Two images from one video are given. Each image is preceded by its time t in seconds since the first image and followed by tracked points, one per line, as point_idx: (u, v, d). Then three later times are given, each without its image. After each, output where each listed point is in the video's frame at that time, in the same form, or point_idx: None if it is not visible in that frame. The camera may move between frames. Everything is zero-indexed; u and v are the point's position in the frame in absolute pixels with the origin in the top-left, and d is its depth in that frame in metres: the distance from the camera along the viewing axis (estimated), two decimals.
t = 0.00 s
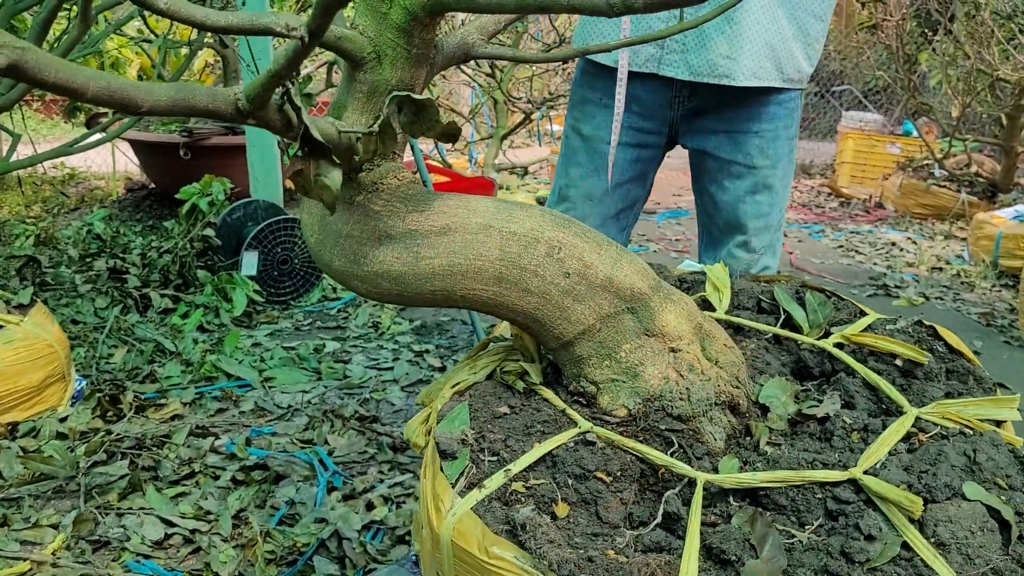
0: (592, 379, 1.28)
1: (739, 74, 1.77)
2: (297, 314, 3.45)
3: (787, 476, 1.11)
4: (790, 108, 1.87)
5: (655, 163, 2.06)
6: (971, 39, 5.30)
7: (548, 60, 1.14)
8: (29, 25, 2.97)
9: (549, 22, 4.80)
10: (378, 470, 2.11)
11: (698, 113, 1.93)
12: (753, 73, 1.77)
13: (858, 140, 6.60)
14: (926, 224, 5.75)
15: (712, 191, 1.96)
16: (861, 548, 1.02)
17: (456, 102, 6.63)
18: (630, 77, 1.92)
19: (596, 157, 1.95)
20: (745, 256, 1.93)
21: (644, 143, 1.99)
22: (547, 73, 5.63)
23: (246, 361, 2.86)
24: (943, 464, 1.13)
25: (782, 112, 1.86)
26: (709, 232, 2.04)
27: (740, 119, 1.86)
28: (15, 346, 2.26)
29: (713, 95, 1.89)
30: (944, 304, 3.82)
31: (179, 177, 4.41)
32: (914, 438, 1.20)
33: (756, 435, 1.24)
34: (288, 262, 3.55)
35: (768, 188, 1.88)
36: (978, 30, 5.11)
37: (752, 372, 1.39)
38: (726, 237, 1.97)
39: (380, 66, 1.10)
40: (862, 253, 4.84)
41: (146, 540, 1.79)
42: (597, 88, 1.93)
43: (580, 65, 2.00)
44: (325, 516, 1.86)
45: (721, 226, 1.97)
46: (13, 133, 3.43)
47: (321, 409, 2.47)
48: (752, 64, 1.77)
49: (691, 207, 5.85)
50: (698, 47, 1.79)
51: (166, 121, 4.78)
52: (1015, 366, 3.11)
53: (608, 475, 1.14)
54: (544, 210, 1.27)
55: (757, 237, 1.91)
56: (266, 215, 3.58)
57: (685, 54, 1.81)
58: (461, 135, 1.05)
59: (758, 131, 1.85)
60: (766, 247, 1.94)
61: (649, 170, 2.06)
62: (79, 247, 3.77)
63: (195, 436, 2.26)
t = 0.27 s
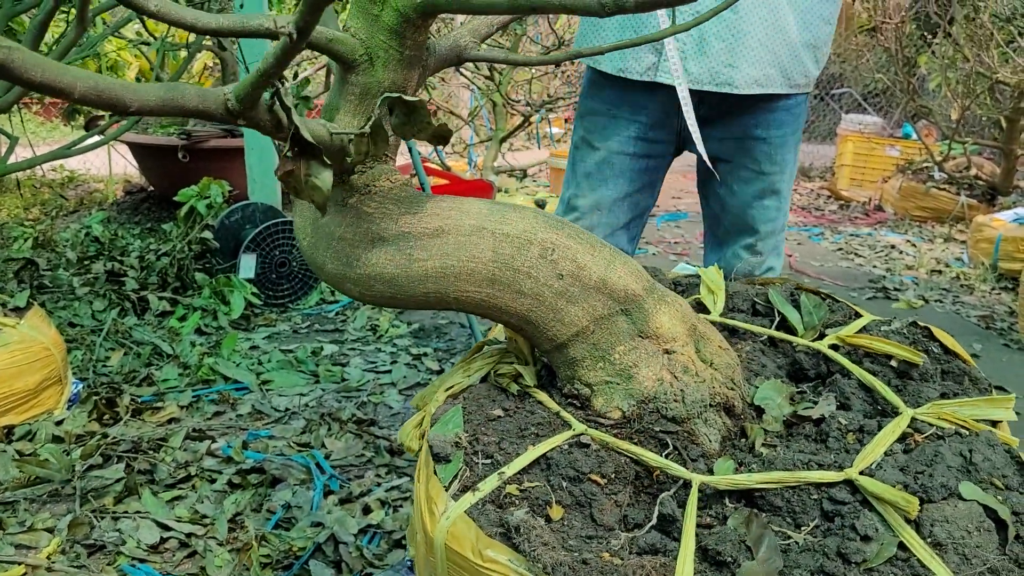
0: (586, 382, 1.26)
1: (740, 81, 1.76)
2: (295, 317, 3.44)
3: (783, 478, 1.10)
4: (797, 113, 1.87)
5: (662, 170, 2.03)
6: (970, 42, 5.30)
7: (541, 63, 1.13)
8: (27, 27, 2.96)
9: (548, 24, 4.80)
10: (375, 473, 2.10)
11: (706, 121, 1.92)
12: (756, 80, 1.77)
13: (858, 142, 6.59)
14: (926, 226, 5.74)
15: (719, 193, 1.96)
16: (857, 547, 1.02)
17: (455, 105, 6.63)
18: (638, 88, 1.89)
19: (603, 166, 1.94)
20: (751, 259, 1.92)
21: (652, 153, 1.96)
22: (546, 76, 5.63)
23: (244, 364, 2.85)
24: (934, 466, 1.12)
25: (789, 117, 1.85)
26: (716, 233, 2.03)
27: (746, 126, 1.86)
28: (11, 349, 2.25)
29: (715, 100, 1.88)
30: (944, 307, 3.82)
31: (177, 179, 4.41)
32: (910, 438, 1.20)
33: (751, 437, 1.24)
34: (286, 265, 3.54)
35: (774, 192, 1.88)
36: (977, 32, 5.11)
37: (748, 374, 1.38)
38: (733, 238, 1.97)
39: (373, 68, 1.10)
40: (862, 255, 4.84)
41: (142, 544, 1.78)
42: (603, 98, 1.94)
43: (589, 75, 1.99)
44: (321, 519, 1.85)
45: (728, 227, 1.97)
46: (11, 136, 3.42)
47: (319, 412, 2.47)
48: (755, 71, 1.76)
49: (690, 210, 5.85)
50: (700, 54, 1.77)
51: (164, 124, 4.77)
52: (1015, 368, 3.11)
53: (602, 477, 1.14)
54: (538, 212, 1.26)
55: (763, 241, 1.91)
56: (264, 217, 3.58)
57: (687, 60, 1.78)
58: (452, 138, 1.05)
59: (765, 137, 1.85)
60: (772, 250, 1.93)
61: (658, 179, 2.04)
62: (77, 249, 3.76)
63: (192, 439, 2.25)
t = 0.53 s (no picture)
0: (587, 383, 1.26)
1: (742, 81, 1.76)
2: (294, 318, 3.44)
3: (788, 474, 1.10)
4: (799, 115, 1.86)
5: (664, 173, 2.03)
6: (970, 44, 5.30)
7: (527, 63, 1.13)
8: (27, 29, 2.96)
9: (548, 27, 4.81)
10: (375, 475, 2.10)
11: (706, 121, 1.92)
12: (757, 82, 1.76)
13: (858, 145, 6.59)
14: (926, 228, 5.74)
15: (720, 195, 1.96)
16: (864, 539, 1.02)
17: (455, 108, 6.63)
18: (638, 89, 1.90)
19: (603, 166, 1.93)
20: (750, 261, 1.93)
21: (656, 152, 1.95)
22: (546, 78, 5.63)
23: (243, 365, 2.85)
24: (933, 456, 1.12)
25: (792, 119, 1.84)
26: (716, 233, 2.03)
27: (748, 127, 1.85)
28: (10, 350, 2.24)
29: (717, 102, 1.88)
30: (944, 309, 3.81)
31: (177, 182, 4.40)
32: (909, 431, 1.20)
33: (753, 434, 1.24)
34: (286, 266, 3.55)
35: (775, 195, 1.88)
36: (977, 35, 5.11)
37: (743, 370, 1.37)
38: (734, 240, 1.97)
39: (363, 70, 1.09)
40: (862, 257, 4.84)
41: (140, 546, 1.78)
42: (603, 99, 1.93)
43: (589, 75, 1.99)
44: (321, 520, 1.84)
45: (729, 229, 1.97)
46: (11, 138, 3.42)
47: (318, 413, 2.46)
48: (757, 72, 1.76)
49: (690, 213, 5.85)
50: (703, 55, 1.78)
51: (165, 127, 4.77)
52: (1016, 370, 3.10)
53: (608, 478, 1.13)
54: (534, 213, 1.26)
55: (764, 243, 1.91)
56: (264, 219, 3.59)
57: (691, 62, 1.79)
58: (446, 141, 1.05)
59: (767, 140, 1.84)
60: (772, 251, 1.93)
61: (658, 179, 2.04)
62: (76, 251, 3.76)
63: (191, 440, 2.24)
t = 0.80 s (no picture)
0: (602, 384, 1.26)
1: (744, 81, 1.75)
2: (294, 320, 3.44)
3: (808, 467, 1.11)
4: (800, 117, 1.86)
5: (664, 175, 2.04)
6: (970, 47, 5.31)
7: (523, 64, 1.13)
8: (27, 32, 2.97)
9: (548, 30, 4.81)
10: (375, 477, 2.10)
11: (707, 124, 1.91)
12: (758, 80, 1.76)
13: (858, 147, 6.60)
14: (926, 231, 5.75)
15: (721, 197, 1.96)
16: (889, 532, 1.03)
17: (455, 111, 6.64)
18: (639, 89, 1.89)
19: (604, 169, 1.94)
20: (752, 264, 1.94)
21: (654, 155, 1.96)
22: (546, 81, 5.63)
23: (243, 367, 2.85)
24: (939, 447, 1.15)
25: (792, 121, 1.84)
26: (716, 235, 2.04)
27: (749, 129, 1.84)
28: (10, 353, 2.24)
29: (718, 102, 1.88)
30: (944, 311, 3.82)
31: (177, 184, 4.41)
32: (910, 421, 1.23)
33: (763, 430, 1.26)
34: (286, 269, 3.54)
35: (777, 198, 1.88)
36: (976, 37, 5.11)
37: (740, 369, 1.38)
38: (734, 243, 1.98)
39: (368, 71, 1.09)
40: (862, 260, 4.84)
41: (140, 548, 1.78)
42: (604, 101, 1.93)
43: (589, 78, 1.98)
44: (321, 522, 1.84)
45: (730, 232, 1.98)
46: (11, 140, 3.42)
47: (318, 415, 2.46)
48: (758, 70, 1.75)
49: (690, 215, 5.85)
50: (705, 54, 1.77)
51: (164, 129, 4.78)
52: (1015, 372, 3.10)
53: (634, 479, 1.13)
54: (541, 215, 1.24)
55: (765, 246, 1.92)
56: (264, 221, 3.60)
57: (691, 60, 1.78)
58: (453, 143, 1.06)
59: (768, 142, 1.84)
60: (773, 253, 1.95)
61: (659, 182, 2.05)
62: (77, 254, 3.77)
63: (191, 443, 2.25)
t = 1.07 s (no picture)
0: (622, 385, 1.30)
1: (742, 83, 1.75)
2: (295, 323, 3.45)
3: (830, 460, 1.16)
4: (798, 120, 1.86)
5: (663, 177, 2.04)
6: (968, 50, 5.31)
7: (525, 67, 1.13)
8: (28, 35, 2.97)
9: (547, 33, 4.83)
10: (375, 478, 2.10)
11: (706, 127, 1.92)
12: (758, 82, 1.76)
13: (858, 150, 6.60)
14: (925, 233, 5.76)
15: (719, 199, 1.97)
16: (914, 519, 1.09)
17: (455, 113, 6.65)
18: (638, 91, 1.89)
19: (602, 171, 1.95)
20: (750, 266, 1.97)
21: (653, 158, 1.96)
22: (547, 84, 5.64)
23: (244, 369, 2.86)
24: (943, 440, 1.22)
25: (791, 125, 1.84)
26: (714, 236, 2.06)
27: (748, 132, 1.84)
28: (11, 355, 2.25)
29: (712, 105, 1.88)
30: (943, 313, 3.82)
31: (178, 186, 4.42)
32: (908, 412, 1.28)
33: (772, 426, 1.31)
34: (286, 271, 3.54)
35: (775, 201, 1.89)
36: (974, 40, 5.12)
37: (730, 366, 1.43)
38: (732, 245, 2.00)
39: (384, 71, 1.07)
40: (862, 262, 4.85)
41: (141, 549, 1.78)
42: (602, 104, 1.93)
43: (587, 81, 1.98)
44: (321, 524, 1.85)
45: (729, 234, 1.99)
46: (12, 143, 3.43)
47: (318, 417, 2.47)
48: (757, 72, 1.75)
49: (690, 218, 5.86)
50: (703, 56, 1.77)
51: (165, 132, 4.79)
52: (1012, 374, 3.11)
53: (668, 478, 1.16)
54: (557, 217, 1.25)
55: (763, 249, 1.94)
56: (264, 223, 3.62)
57: (689, 62, 1.78)
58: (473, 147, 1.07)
59: (767, 145, 1.84)
60: (770, 256, 1.97)
61: (657, 184, 2.05)
62: (77, 256, 3.78)
63: (191, 444, 2.25)
